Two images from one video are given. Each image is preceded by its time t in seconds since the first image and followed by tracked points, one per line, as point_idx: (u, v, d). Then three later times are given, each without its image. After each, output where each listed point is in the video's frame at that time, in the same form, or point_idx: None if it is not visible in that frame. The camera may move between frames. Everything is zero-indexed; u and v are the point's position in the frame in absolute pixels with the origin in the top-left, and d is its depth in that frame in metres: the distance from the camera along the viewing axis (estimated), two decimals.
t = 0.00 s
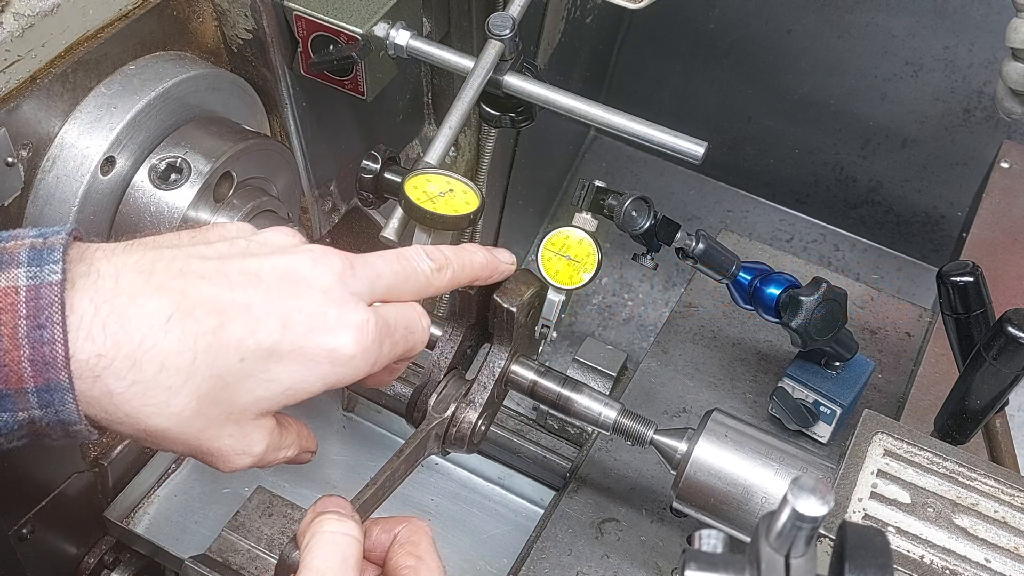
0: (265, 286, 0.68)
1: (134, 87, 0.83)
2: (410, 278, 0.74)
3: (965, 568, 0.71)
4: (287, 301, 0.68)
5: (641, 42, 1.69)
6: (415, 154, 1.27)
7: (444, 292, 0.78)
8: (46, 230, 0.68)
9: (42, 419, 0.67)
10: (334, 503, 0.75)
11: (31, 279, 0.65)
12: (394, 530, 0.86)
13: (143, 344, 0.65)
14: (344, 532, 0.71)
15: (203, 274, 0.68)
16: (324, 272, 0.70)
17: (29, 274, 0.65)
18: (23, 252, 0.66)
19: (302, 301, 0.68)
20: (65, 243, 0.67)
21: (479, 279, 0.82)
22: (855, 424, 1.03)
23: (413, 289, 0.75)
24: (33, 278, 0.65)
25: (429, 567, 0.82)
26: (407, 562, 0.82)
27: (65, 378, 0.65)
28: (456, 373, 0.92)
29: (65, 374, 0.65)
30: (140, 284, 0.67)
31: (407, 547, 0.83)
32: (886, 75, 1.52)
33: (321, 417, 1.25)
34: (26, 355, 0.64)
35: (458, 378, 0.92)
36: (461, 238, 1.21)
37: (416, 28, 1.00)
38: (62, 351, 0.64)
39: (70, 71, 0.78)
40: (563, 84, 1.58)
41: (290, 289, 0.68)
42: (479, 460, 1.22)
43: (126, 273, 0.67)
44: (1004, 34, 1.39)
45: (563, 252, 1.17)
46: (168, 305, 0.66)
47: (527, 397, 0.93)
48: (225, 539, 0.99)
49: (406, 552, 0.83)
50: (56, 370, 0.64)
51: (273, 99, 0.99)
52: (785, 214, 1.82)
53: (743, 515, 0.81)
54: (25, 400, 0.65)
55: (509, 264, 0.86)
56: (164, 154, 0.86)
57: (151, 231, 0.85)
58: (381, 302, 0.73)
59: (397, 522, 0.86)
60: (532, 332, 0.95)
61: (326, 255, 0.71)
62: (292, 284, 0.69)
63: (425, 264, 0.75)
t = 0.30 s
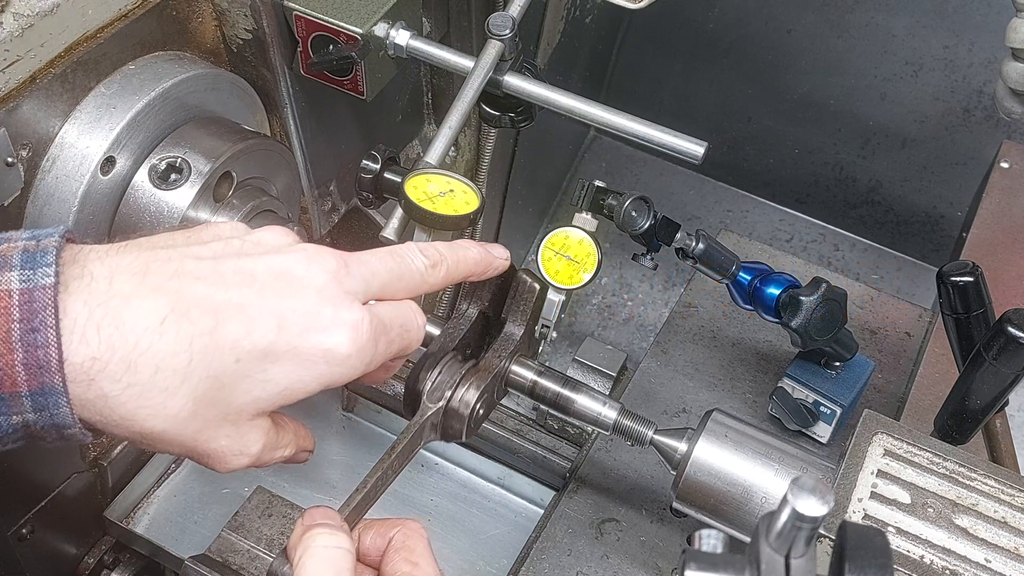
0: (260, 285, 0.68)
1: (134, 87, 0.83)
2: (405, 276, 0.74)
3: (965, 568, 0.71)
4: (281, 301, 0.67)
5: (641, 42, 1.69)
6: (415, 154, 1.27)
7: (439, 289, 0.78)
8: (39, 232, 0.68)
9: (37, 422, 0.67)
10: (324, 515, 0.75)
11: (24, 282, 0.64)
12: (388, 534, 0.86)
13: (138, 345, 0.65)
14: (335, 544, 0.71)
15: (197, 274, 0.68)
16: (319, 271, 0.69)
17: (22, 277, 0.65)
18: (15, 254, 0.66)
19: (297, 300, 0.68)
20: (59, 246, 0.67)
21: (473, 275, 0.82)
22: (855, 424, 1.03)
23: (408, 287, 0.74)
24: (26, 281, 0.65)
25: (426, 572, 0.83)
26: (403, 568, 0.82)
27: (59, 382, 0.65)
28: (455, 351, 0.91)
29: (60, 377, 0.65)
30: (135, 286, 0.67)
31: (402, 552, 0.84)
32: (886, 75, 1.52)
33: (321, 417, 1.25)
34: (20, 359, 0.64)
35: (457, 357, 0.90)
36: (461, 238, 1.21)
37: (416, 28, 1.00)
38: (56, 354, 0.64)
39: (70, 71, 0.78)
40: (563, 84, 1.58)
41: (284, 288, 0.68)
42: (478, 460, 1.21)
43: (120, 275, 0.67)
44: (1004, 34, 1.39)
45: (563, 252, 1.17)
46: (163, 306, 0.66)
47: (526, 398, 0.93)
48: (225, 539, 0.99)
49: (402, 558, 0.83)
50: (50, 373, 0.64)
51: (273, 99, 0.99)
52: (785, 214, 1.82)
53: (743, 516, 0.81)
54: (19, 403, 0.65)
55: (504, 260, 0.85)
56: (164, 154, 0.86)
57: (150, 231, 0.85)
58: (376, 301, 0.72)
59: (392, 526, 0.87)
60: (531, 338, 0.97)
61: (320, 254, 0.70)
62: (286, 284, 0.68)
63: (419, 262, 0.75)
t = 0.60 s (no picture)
0: (236, 279, 0.68)
1: (135, 87, 0.83)
2: (387, 269, 0.74)
3: (965, 568, 0.71)
4: (259, 294, 0.67)
5: (641, 41, 1.69)
6: (415, 154, 1.27)
7: (422, 282, 0.78)
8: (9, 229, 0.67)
9: (8, 421, 0.66)
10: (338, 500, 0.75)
11: None
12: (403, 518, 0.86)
13: (111, 342, 0.65)
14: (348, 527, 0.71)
15: (171, 269, 0.67)
16: (297, 264, 0.69)
17: None
18: None
19: (275, 294, 0.68)
20: (30, 242, 0.67)
21: (459, 269, 0.82)
22: (855, 423, 1.03)
23: (390, 279, 0.74)
24: None
25: (437, 561, 0.82)
26: (415, 555, 0.82)
27: (30, 378, 0.64)
28: (468, 310, 0.92)
29: (31, 375, 0.64)
30: (107, 282, 0.66)
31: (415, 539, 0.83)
32: (886, 75, 1.52)
33: (320, 417, 1.25)
34: None
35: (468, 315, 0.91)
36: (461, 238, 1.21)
37: (416, 28, 1.00)
38: (28, 351, 0.64)
39: (70, 71, 0.78)
40: (563, 84, 1.58)
41: (261, 282, 0.68)
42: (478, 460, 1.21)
43: (92, 270, 0.67)
44: (1005, 34, 1.39)
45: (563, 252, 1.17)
46: (135, 302, 0.66)
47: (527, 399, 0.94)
48: (225, 539, 0.99)
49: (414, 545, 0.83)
50: (21, 371, 0.64)
51: (273, 99, 0.99)
52: (785, 214, 1.82)
53: (743, 516, 0.81)
54: None
55: (489, 252, 0.86)
56: (164, 154, 0.86)
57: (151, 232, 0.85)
58: (357, 294, 0.72)
59: (405, 511, 0.87)
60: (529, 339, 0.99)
61: (298, 247, 0.70)
62: (263, 278, 0.68)
63: (402, 254, 0.75)
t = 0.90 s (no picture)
0: (231, 279, 0.68)
1: (134, 87, 0.83)
2: (382, 269, 0.74)
3: (965, 568, 0.71)
4: (253, 294, 0.67)
5: (641, 42, 1.69)
6: (415, 154, 1.27)
7: (418, 283, 0.78)
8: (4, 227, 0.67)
9: (3, 420, 0.66)
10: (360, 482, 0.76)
11: None
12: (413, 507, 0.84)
13: (104, 340, 0.65)
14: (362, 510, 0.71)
15: (165, 268, 0.67)
16: (292, 263, 0.69)
17: None
18: None
19: (269, 294, 0.67)
20: (25, 241, 0.66)
21: (454, 271, 0.82)
22: (855, 424, 1.03)
23: (385, 280, 0.74)
24: None
25: (445, 553, 0.80)
26: (424, 546, 0.80)
27: (24, 377, 0.64)
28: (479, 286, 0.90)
29: (25, 373, 0.64)
30: (101, 281, 0.67)
31: (426, 530, 0.81)
32: (886, 75, 1.51)
33: (320, 417, 1.25)
34: None
35: (481, 293, 0.90)
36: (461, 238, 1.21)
37: (416, 28, 1.00)
38: (21, 350, 0.64)
39: (70, 71, 0.78)
40: (563, 84, 1.58)
41: (256, 281, 0.68)
42: (478, 460, 1.22)
43: (86, 269, 0.67)
44: (1005, 34, 1.39)
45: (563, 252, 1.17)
46: (129, 301, 0.66)
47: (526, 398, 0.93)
48: (225, 538, 0.99)
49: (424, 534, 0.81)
50: (15, 369, 0.64)
51: (273, 99, 0.99)
52: (785, 214, 1.82)
53: (743, 516, 0.81)
54: None
55: (486, 255, 0.85)
56: (164, 154, 0.86)
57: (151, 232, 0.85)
58: (352, 294, 0.72)
59: (419, 501, 0.85)
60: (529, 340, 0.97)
61: (293, 246, 0.70)
62: (258, 277, 0.68)
63: (398, 255, 0.75)
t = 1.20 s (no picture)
0: (216, 298, 0.68)
1: (134, 87, 0.83)
2: (368, 288, 0.74)
3: (965, 568, 0.71)
4: (238, 313, 0.67)
5: (641, 42, 1.69)
6: (415, 154, 1.27)
7: (404, 302, 0.78)
8: None
9: None
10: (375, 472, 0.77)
11: None
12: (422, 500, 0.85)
13: (88, 358, 0.65)
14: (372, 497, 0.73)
15: (150, 288, 0.68)
16: (277, 283, 0.69)
17: None
18: None
19: (254, 313, 0.68)
20: (10, 260, 0.66)
21: (440, 289, 0.81)
22: (855, 424, 1.03)
23: (371, 298, 0.74)
24: None
25: (450, 547, 0.80)
26: (429, 540, 0.80)
27: (6, 395, 0.64)
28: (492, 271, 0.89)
29: (7, 391, 0.64)
30: (86, 299, 0.67)
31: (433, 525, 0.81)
32: (886, 75, 1.51)
33: (320, 418, 1.26)
34: None
35: (493, 277, 0.89)
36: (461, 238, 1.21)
37: (416, 28, 1.00)
38: (4, 368, 0.64)
39: (69, 71, 0.78)
40: (563, 84, 1.58)
41: (240, 300, 0.68)
42: (478, 461, 1.22)
43: (72, 288, 0.67)
44: (1005, 34, 1.39)
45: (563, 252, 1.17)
46: (113, 320, 0.66)
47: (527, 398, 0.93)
48: (225, 539, 0.99)
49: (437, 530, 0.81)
50: None
51: (273, 99, 0.99)
52: (785, 214, 1.82)
53: (743, 516, 0.81)
54: None
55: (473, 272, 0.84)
56: (164, 154, 0.86)
57: (149, 230, 0.85)
58: (337, 313, 0.72)
59: (430, 499, 0.85)
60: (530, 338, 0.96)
61: (278, 265, 0.70)
62: (242, 296, 0.68)
63: (383, 274, 0.75)
